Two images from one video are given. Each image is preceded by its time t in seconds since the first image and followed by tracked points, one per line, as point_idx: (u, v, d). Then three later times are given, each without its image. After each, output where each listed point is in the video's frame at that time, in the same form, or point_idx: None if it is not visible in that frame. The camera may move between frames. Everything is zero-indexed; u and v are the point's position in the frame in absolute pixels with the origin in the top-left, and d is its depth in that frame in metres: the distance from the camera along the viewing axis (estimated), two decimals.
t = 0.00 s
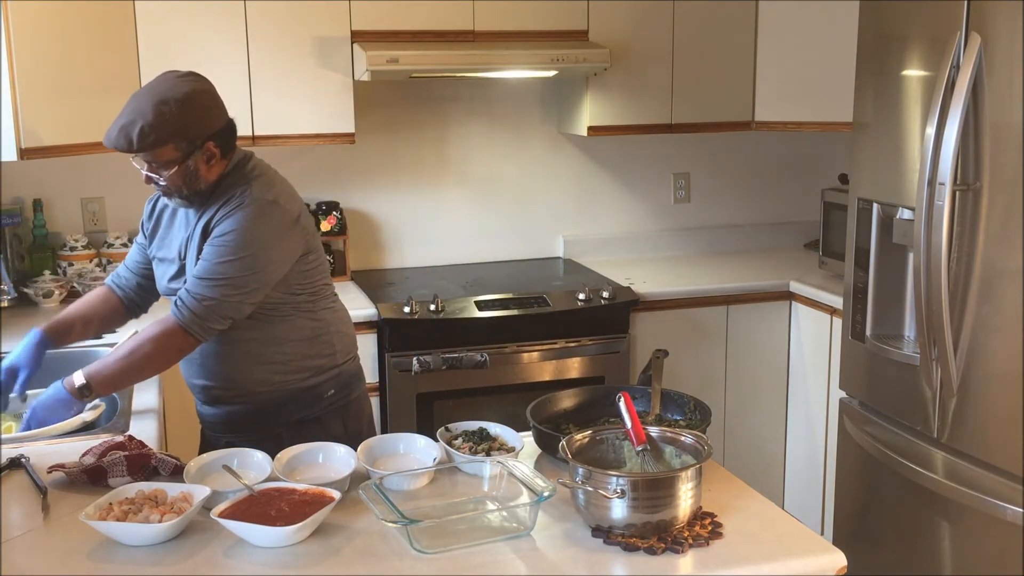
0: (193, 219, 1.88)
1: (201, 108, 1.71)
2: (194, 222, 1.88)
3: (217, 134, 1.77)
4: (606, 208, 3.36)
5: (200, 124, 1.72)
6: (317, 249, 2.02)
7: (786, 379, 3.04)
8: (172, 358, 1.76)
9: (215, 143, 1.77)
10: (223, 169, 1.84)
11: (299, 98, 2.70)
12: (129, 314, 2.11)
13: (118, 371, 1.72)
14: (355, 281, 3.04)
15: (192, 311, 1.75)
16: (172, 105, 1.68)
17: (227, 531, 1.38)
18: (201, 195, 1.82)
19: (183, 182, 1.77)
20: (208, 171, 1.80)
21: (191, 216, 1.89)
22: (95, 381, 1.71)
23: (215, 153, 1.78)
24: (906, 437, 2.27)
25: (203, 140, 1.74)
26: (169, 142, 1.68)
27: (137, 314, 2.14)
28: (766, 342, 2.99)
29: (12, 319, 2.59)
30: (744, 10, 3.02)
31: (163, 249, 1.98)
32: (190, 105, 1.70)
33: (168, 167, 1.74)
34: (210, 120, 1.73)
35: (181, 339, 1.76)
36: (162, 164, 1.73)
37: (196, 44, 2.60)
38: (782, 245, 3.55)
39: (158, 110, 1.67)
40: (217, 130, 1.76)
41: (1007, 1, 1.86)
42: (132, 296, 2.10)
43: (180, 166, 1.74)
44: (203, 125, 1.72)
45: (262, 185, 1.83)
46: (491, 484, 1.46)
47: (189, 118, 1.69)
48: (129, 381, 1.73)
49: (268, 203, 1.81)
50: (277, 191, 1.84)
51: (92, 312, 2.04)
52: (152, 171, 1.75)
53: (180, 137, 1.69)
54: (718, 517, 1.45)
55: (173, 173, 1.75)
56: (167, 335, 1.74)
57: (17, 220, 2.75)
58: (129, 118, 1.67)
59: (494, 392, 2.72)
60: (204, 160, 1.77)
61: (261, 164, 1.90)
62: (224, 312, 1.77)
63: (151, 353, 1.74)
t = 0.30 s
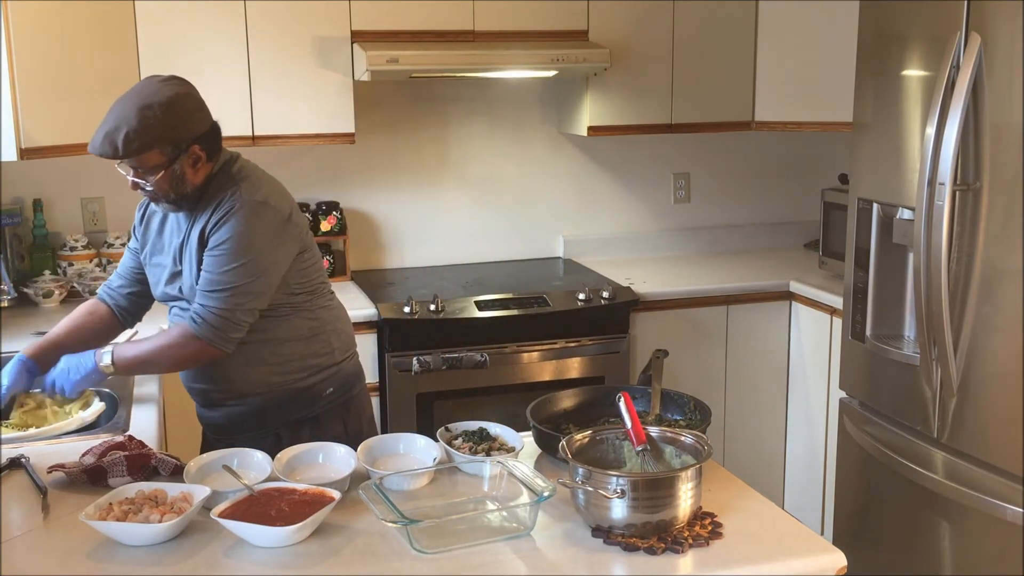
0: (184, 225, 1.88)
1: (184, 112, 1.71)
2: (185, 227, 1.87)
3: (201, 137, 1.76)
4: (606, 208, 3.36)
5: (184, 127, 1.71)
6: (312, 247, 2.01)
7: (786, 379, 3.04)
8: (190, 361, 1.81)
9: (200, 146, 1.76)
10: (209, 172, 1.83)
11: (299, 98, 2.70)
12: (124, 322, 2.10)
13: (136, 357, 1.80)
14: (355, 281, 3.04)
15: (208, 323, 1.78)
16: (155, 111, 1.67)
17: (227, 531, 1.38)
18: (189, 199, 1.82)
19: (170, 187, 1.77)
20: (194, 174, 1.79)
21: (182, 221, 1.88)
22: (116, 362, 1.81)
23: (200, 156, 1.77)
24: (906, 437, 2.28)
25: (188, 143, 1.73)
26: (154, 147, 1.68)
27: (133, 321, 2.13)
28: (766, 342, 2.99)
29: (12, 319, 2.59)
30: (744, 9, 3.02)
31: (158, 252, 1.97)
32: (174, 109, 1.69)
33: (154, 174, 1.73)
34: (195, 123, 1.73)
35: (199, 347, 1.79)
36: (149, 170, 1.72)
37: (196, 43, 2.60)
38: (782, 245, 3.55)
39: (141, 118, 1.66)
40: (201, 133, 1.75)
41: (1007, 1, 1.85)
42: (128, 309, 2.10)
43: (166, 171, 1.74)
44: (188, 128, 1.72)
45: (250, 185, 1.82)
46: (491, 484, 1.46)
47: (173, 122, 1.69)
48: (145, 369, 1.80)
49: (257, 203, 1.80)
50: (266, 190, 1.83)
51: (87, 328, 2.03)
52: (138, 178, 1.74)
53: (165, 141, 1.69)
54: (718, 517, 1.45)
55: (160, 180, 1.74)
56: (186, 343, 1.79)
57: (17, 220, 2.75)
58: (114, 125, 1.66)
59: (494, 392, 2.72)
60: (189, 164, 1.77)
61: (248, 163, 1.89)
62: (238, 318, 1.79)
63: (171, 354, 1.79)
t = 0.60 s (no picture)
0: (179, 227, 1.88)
1: (179, 114, 1.71)
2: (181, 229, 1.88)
3: (196, 139, 1.76)
4: (606, 208, 3.36)
5: (178, 129, 1.71)
6: (308, 247, 2.01)
7: (786, 379, 3.04)
8: (169, 364, 1.75)
9: (194, 148, 1.76)
10: (205, 173, 1.84)
11: (299, 98, 2.70)
12: (117, 325, 2.06)
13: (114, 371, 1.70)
14: (355, 281, 3.04)
15: (188, 317, 1.73)
16: (150, 113, 1.66)
17: (227, 531, 1.38)
18: (185, 202, 1.82)
19: (166, 191, 1.77)
20: (189, 177, 1.80)
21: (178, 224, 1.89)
22: (87, 381, 1.69)
23: (195, 157, 1.77)
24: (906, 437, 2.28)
25: (183, 146, 1.73)
26: (149, 150, 1.68)
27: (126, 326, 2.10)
28: (766, 343, 2.99)
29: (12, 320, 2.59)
30: (744, 10, 3.02)
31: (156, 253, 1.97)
32: (169, 111, 1.69)
33: (149, 176, 1.73)
34: (189, 126, 1.73)
35: (177, 344, 1.74)
36: (143, 173, 1.72)
37: (196, 43, 2.60)
38: (782, 245, 3.55)
39: (135, 121, 1.65)
40: (195, 136, 1.76)
41: (1007, 1, 1.85)
42: (121, 312, 2.07)
43: (161, 174, 1.74)
44: (183, 131, 1.72)
45: (245, 187, 1.82)
46: (492, 484, 1.46)
47: (168, 124, 1.69)
48: (128, 382, 1.71)
49: (251, 205, 1.81)
50: (260, 193, 1.84)
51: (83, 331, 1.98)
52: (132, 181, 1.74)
53: (158, 145, 1.68)
54: (718, 517, 1.45)
55: (155, 182, 1.74)
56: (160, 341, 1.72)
57: (17, 220, 2.75)
58: (107, 130, 1.66)
59: (494, 392, 2.72)
60: (183, 166, 1.77)
61: (244, 165, 1.90)
62: (220, 316, 1.76)
63: (148, 359, 1.71)
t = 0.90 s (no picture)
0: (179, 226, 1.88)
1: (179, 111, 1.70)
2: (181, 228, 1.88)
3: (195, 136, 1.76)
4: (606, 208, 3.36)
5: (178, 125, 1.71)
6: (308, 246, 2.00)
7: (786, 379, 3.04)
8: (172, 366, 1.76)
9: (194, 145, 1.76)
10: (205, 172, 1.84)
11: (299, 98, 2.70)
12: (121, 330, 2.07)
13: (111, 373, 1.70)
14: (355, 281, 3.04)
15: (193, 324, 1.75)
16: (150, 109, 1.66)
17: (227, 531, 1.38)
18: (185, 199, 1.82)
19: (165, 187, 1.76)
20: (189, 173, 1.80)
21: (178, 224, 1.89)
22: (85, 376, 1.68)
23: (195, 154, 1.77)
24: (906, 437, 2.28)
25: (182, 142, 1.73)
26: (148, 145, 1.67)
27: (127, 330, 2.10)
28: (766, 343, 2.99)
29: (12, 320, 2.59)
30: (743, 9, 3.02)
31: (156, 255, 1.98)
32: (169, 107, 1.69)
33: (149, 173, 1.73)
34: (189, 122, 1.73)
35: (182, 350, 1.75)
36: (143, 169, 1.72)
37: (196, 44, 2.60)
38: (782, 245, 3.55)
39: (135, 117, 1.65)
40: (195, 132, 1.75)
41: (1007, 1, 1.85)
42: (124, 317, 2.07)
43: (161, 170, 1.73)
44: (183, 127, 1.72)
45: (245, 187, 1.82)
46: (492, 484, 1.46)
47: (168, 121, 1.68)
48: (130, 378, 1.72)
49: (250, 207, 1.80)
50: (260, 194, 1.84)
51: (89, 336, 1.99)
52: (133, 178, 1.73)
53: (159, 140, 1.68)
54: (718, 517, 1.45)
55: (155, 179, 1.74)
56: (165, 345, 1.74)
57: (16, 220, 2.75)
58: (108, 124, 1.66)
59: (494, 392, 2.72)
60: (183, 163, 1.76)
61: (244, 165, 1.90)
62: (222, 321, 1.77)
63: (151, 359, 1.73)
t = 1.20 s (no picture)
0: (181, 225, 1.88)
1: (178, 108, 1.70)
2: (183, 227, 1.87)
3: (194, 134, 1.75)
4: (606, 208, 3.36)
5: (176, 123, 1.70)
6: (310, 247, 2.01)
7: (786, 379, 3.04)
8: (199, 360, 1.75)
9: (192, 143, 1.75)
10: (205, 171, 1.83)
11: (299, 98, 2.70)
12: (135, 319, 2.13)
13: (136, 348, 1.69)
14: (355, 281, 3.04)
15: (224, 319, 1.75)
16: (147, 105, 1.66)
17: (227, 531, 1.38)
18: (184, 197, 1.81)
19: (162, 185, 1.76)
20: (189, 171, 1.79)
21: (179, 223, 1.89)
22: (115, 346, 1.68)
23: (194, 152, 1.77)
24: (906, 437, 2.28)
25: (180, 140, 1.72)
26: (145, 142, 1.67)
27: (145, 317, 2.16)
28: (766, 343, 2.99)
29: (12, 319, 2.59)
30: (743, 9, 3.02)
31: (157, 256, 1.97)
32: (167, 104, 1.69)
33: (148, 169, 1.72)
34: (187, 120, 1.72)
35: (213, 345, 1.75)
36: (141, 166, 1.72)
37: (196, 44, 2.60)
38: (782, 245, 3.55)
39: (133, 113, 1.65)
40: (193, 130, 1.75)
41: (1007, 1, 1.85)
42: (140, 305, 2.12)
43: (158, 167, 1.73)
44: (181, 125, 1.71)
45: (248, 187, 1.82)
46: (492, 485, 1.46)
47: (166, 117, 1.68)
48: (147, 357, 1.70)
49: (260, 206, 1.81)
50: (268, 192, 1.84)
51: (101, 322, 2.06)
52: (132, 175, 1.73)
53: (156, 137, 1.68)
54: (718, 517, 1.45)
55: (152, 176, 1.74)
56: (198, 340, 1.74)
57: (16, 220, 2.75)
58: (106, 121, 1.66)
59: (494, 392, 2.72)
60: (182, 161, 1.76)
61: (248, 164, 1.90)
62: (250, 316, 1.79)
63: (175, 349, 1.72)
